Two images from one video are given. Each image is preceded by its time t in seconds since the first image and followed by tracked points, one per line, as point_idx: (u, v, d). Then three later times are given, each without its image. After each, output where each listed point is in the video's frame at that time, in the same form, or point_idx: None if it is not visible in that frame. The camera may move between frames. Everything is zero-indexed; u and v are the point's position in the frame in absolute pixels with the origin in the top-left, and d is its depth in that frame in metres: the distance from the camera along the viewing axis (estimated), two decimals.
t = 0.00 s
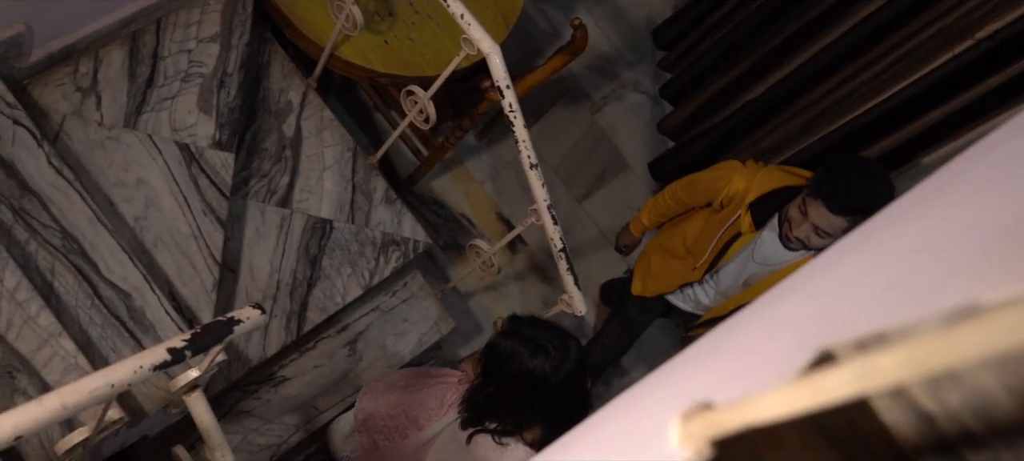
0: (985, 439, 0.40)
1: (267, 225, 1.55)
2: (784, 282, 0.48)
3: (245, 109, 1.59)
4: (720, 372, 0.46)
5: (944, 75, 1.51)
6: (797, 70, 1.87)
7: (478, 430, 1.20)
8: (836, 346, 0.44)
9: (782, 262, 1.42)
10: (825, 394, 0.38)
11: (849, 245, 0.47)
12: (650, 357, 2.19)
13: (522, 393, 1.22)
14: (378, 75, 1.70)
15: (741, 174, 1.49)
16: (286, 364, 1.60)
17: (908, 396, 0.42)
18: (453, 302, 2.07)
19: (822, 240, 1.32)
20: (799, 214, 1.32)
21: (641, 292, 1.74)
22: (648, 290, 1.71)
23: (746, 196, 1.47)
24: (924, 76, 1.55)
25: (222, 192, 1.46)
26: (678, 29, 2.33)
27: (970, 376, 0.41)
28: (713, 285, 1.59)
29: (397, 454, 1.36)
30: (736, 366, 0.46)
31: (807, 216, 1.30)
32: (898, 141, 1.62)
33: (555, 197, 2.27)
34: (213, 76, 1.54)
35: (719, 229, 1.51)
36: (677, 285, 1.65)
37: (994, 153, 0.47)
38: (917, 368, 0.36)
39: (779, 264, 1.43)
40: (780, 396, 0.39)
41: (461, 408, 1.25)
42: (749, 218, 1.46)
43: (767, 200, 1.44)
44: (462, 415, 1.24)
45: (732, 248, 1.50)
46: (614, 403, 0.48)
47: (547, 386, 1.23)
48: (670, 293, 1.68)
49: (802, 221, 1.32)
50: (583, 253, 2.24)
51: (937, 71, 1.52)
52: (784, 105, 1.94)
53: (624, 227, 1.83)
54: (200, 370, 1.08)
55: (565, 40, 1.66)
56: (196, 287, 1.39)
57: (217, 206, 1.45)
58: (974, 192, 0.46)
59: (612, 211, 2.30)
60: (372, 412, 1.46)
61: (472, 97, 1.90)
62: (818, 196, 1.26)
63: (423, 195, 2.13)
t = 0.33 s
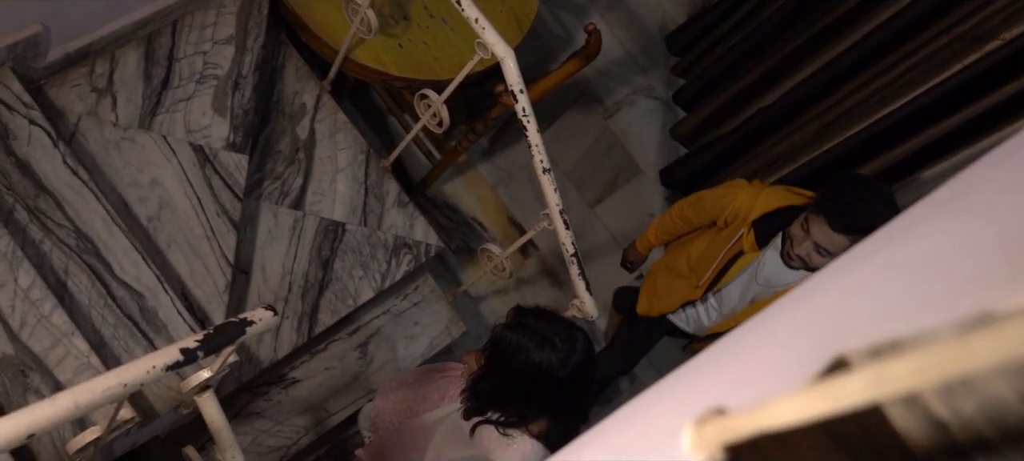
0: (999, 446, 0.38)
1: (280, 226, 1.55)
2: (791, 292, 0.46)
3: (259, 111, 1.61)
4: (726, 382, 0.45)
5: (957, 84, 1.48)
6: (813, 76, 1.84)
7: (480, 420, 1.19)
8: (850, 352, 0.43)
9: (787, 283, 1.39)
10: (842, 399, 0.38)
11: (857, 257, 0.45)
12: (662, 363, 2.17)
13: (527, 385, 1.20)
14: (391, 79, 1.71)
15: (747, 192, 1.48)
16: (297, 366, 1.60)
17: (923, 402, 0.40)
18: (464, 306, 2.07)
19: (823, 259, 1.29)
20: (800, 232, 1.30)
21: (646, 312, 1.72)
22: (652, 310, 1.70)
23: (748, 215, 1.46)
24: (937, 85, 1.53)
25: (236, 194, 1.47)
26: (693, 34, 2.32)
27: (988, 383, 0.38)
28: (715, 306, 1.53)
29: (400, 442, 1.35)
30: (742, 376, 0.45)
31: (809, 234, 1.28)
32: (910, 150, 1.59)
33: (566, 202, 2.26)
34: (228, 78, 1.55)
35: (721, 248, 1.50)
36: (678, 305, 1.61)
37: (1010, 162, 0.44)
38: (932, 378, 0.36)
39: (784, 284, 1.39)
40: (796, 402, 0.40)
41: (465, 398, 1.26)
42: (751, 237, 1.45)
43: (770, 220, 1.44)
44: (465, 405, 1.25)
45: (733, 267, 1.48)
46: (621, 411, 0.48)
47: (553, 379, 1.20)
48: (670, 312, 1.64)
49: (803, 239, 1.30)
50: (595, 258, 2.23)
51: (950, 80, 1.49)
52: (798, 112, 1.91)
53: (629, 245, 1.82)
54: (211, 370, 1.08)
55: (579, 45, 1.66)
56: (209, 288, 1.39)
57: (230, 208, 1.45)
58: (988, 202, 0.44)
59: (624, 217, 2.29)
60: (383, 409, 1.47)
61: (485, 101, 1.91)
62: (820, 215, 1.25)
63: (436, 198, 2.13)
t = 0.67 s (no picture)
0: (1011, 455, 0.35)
1: (290, 230, 1.56)
2: (792, 306, 0.47)
3: (270, 114, 1.61)
4: (737, 387, 0.46)
5: (968, 93, 1.46)
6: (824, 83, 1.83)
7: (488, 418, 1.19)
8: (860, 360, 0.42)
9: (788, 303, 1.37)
10: (853, 408, 0.37)
11: (856, 272, 0.46)
12: (670, 370, 2.16)
13: (534, 384, 1.20)
14: (402, 83, 1.71)
15: (751, 209, 1.44)
16: (305, 369, 1.61)
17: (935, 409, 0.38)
18: (472, 311, 2.06)
19: (822, 276, 1.28)
20: (801, 248, 1.30)
21: (648, 328, 1.70)
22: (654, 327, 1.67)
23: (749, 232, 1.43)
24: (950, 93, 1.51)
25: (246, 196, 1.47)
26: (703, 40, 2.32)
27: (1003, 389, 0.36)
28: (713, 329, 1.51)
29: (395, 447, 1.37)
30: (741, 385, 0.46)
31: (809, 249, 1.28)
32: (920, 160, 1.58)
33: (576, 208, 2.26)
34: (240, 81, 1.56)
35: (723, 266, 1.47)
36: (679, 324, 1.60)
37: (1016, 178, 0.44)
38: (945, 385, 0.34)
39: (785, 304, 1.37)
40: (805, 410, 0.39)
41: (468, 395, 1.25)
42: (753, 255, 1.42)
43: (772, 238, 1.41)
44: (469, 401, 1.24)
45: (734, 285, 1.45)
46: (629, 418, 0.50)
47: (561, 376, 1.21)
48: (673, 331, 1.63)
49: (803, 255, 1.29)
50: (603, 264, 2.23)
51: (962, 88, 1.47)
52: (810, 119, 1.89)
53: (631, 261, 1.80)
54: (220, 372, 1.08)
55: (589, 51, 1.66)
56: (219, 290, 1.39)
57: (241, 210, 1.46)
58: (988, 217, 0.43)
59: (633, 223, 2.28)
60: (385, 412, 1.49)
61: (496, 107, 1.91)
62: (822, 230, 1.25)
63: (445, 203, 2.13)
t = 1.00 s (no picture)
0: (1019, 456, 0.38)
1: (301, 234, 1.56)
2: (798, 316, 0.49)
3: (282, 119, 1.62)
4: (751, 394, 0.48)
5: (982, 101, 1.44)
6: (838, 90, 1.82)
7: (497, 417, 1.19)
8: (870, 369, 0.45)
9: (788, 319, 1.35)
10: (865, 417, 0.38)
11: (854, 289, 0.48)
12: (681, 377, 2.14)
13: (543, 381, 1.18)
14: (415, 88, 1.72)
15: (757, 224, 1.44)
16: (316, 373, 1.61)
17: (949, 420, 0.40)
18: (481, 316, 2.06)
19: (823, 293, 1.26)
20: (804, 262, 1.28)
21: (649, 343, 1.68)
22: (656, 340, 1.66)
23: (753, 247, 1.42)
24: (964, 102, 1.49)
25: (258, 200, 1.48)
26: (715, 47, 2.31)
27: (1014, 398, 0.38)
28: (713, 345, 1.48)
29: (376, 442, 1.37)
30: (747, 395, 0.48)
31: (812, 263, 1.26)
32: (933, 169, 1.57)
33: (587, 213, 2.25)
34: (253, 85, 1.56)
35: (724, 281, 1.45)
36: (680, 337, 1.59)
37: (1011, 200, 0.46)
38: (959, 392, 0.35)
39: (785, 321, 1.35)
40: (819, 418, 0.40)
41: (478, 397, 1.25)
42: (756, 269, 1.40)
43: (775, 253, 1.39)
44: (478, 403, 1.24)
45: (735, 300, 1.44)
46: (640, 425, 0.51)
47: (571, 373, 1.19)
48: (673, 344, 1.61)
49: (806, 270, 1.28)
50: (614, 269, 2.22)
51: (977, 95, 1.45)
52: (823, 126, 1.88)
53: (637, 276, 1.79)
54: (231, 375, 1.08)
55: (602, 57, 1.65)
56: (230, 293, 1.40)
57: (253, 213, 1.46)
58: (980, 242, 0.46)
59: (644, 229, 2.28)
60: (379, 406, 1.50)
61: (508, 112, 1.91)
62: (826, 245, 1.23)
63: (456, 208, 2.13)
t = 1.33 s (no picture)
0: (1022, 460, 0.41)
1: (313, 237, 1.56)
2: (811, 324, 0.50)
3: (296, 122, 1.63)
4: (765, 400, 0.49)
5: (999, 109, 1.43)
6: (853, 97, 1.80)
7: (508, 414, 1.19)
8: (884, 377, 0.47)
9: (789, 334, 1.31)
10: (882, 422, 0.38)
11: (861, 300, 0.49)
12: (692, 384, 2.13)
13: (552, 377, 1.17)
14: (428, 93, 1.72)
15: (763, 241, 1.42)
16: (326, 375, 1.61)
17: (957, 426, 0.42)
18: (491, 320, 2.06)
19: (825, 310, 1.23)
20: (806, 278, 1.26)
21: (650, 355, 1.67)
22: (656, 352, 1.65)
23: (755, 262, 1.40)
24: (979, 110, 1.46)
25: (271, 203, 1.49)
26: (729, 53, 2.30)
27: None
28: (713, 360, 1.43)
29: (379, 419, 1.44)
30: (759, 403, 0.49)
31: (814, 279, 1.24)
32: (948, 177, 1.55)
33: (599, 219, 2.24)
34: (268, 88, 1.57)
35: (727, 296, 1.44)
36: (677, 348, 1.57)
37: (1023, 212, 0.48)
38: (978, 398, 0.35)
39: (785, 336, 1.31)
40: (834, 422, 0.41)
41: (487, 394, 1.25)
42: (760, 283, 1.37)
43: (780, 269, 1.37)
44: (487, 400, 1.25)
45: (737, 314, 1.41)
46: (650, 429, 0.52)
47: (582, 368, 1.17)
48: (669, 355, 1.60)
49: (807, 286, 1.25)
50: (626, 274, 2.21)
51: (993, 104, 1.43)
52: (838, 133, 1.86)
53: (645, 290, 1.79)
54: (242, 378, 1.08)
55: (615, 63, 1.65)
56: (243, 295, 1.40)
57: (266, 216, 1.47)
58: (990, 254, 0.47)
59: (656, 236, 2.27)
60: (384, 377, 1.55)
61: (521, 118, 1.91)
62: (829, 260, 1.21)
63: (467, 212, 2.13)
